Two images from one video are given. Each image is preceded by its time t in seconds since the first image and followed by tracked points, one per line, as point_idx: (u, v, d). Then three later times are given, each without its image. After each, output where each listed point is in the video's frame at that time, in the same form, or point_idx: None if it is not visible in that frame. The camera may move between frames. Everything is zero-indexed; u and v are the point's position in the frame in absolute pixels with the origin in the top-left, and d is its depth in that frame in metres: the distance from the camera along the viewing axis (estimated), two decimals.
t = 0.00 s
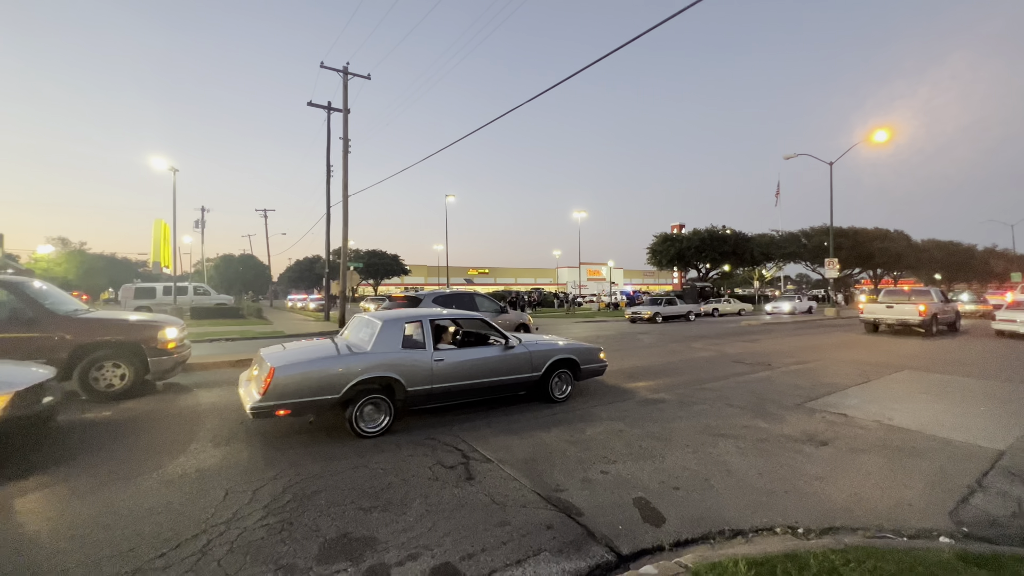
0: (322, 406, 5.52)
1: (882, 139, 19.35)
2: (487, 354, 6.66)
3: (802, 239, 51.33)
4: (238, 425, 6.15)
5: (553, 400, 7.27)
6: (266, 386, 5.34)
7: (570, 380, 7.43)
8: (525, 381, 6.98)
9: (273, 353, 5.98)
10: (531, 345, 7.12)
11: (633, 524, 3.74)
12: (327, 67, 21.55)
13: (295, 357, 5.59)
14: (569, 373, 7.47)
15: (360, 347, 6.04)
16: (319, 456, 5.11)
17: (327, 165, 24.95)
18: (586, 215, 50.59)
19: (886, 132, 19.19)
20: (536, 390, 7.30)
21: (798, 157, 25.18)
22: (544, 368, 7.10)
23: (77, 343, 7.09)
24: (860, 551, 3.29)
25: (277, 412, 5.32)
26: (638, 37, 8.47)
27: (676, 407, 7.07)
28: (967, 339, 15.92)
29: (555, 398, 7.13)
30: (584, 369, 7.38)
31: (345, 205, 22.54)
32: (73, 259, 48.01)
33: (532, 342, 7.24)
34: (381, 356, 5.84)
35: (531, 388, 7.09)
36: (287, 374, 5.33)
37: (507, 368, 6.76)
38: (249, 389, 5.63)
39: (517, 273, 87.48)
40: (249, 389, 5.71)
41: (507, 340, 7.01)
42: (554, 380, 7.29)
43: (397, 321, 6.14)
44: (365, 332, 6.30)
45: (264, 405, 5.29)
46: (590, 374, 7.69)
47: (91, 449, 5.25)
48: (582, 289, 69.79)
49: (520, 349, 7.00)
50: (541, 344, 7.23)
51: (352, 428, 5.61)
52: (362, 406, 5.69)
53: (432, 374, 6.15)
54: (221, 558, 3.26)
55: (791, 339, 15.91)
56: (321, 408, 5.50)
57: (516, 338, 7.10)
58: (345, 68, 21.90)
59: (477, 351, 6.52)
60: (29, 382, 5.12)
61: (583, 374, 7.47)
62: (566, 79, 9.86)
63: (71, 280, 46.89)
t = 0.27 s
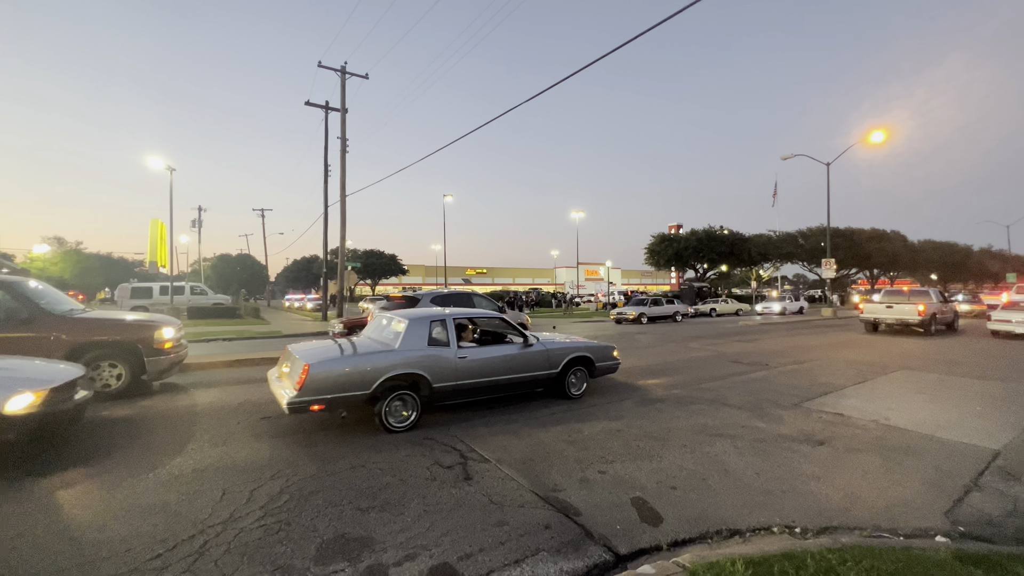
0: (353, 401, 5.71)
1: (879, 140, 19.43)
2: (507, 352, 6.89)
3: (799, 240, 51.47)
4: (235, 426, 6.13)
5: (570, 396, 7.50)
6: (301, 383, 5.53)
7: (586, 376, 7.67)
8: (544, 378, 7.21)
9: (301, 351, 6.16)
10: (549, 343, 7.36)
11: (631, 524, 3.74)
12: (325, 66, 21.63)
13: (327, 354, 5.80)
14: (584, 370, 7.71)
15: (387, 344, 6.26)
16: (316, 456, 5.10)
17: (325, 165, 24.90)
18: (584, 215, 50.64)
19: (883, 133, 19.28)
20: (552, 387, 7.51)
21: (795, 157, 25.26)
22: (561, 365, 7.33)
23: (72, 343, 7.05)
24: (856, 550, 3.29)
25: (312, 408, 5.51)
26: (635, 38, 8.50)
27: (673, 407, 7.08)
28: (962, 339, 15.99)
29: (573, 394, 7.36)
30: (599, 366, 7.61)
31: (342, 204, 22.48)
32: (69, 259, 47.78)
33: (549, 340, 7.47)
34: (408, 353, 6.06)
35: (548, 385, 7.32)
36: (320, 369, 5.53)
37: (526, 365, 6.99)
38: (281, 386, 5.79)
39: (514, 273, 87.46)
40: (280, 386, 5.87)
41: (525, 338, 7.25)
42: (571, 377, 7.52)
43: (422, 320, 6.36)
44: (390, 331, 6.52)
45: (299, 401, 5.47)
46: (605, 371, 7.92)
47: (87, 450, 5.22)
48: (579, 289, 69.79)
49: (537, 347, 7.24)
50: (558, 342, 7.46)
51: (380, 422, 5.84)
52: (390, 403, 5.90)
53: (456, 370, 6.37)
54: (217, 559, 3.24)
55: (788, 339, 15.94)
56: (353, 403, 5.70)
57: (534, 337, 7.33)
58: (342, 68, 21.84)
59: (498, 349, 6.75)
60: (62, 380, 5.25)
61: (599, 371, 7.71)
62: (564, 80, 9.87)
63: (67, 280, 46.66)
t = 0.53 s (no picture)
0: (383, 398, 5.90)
1: (876, 141, 19.48)
2: (527, 350, 7.12)
3: (797, 240, 51.60)
4: (232, 427, 6.11)
5: (587, 392, 7.73)
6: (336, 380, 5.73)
7: (602, 373, 7.89)
8: (562, 375, 7.44)
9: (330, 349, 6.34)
10: (567, 342, 7.59)
11: (630, 524, 3.74)
12: (324, 66, 21.66)
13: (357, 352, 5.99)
14: (601, 368, 7.95)
15: (413, 342, 6.46)
16: (314, 456, 5.09)
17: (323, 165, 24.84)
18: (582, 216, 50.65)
19: (880, 135, 19.34)
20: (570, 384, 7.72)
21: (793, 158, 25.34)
22: (579, 363, 7.54)
23: (69, 343, 7.01)
24: (855, 550, 3.30)
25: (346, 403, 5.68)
26: (634, 38, 8.34)
27: (671, 408, 7.09)
28: (958, 339, 16.07)
29: (590, 390, 7.59)
30: (615, 364, 7.84)
31: (340, 204, 22.45)
32: (66, 259, 47.62)
33: (566, 339, 7.69)
34: (434, 351, 6.27)
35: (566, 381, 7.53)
36: (353, 367, 5.72)
37: (545, 363, 7.21)
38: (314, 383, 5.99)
39: (512, 274, 87.47)
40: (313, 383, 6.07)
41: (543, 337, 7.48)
42: (587, 374, 7.72)
43: (446, 319, 6.57)
44: (414, 330, 6.72)
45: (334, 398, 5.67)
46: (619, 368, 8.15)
47: (83, 450, 5.20)
48: (578, 289, 69.83)
49: (556, 345, 7.47)
50: (575, 340, 7.69)
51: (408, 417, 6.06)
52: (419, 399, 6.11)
53: (480, 368, 6.59)
54: (216, 560, 3.24)
55: (786, 339, 15.97)
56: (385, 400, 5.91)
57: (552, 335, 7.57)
58: (341, 68, 21.81)
59: (519, 347, 6.98)
60: (99, 375, 5.32)
61: (614, 368, 7.94)
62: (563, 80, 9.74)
63: (63, 280, 46.47)
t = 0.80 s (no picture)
0: (413, 394, 6.11)
1: (872, 143, 19.57)
2: (547, 349, 7.36)
3: (793, 241, 51.78)
4: (230, 428, 6.09)
5: (603, 390, 7.99)
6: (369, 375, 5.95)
7: (617, 371, 8.16)
8: (580, 373, 7.69)
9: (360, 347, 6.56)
10: (584, 341, 7.84)
11: (627, 525, 3.74)
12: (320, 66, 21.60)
13: (389, 350, 6.19)
14: (615, 366, 8.23)
15: (440, 341, 6.68)
16: (310, 458, 5.08)
17: (320, 165, 24.81)
18: (579, 217, 50.64)
19: (875, 136, 19.44)
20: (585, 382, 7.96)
21: (789, 159, 25.44)
22: (595, 361, 7.79)
23: (64, 344, 6.97)
24: (851, 550, 3.31)
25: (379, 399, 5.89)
26: (635, 38, 8.37)
27: (668, 408, 7.10)
28: (953, 340, 16.14)
29: (607, 388, 7.85)
30: (629, 362, 8.12)
31: (337, 205, 22.40)
32: (60, 260, 47.34)
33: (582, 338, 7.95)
34: (461, 350, 6.49)
35: (582, 379, 7.78)
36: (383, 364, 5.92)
37: (564, 361, 7.45)
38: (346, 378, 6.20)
39: (510, 275, 87.47)
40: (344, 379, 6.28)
41: (562, 336, 7.74)
42: (602, 372, 7.99)
43: (471, 319, 6.79)
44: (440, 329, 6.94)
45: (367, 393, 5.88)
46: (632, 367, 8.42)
47: (78, 452, 5.17)
48: (575, 290, 69.84)
49: (573, 344, 7.73)
50: (591, 339, 7.95)
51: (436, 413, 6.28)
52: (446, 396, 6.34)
53: (503, 366, 6.83)
54: (211, 563, 3.22)
55: (782, 340, 16.03)
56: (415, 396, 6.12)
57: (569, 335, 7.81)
58: (338, 68, 21.77)
59: (541, 346, 7.22)
60: (133, 375, 5.46)
61: (628, 367, 8.21)
62: (563, 80, 9.77)
63: (59, 281, 46.24)
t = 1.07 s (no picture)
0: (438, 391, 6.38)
1: (861, 146, 19.78)
2: (562, 348, 7.63)
3: (784, 243, 52.19)
4: (221, 432, 6.04)
5: (614, 387, 8.30)
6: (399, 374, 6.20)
7: (627, 369, 8.47)
8: (592, 372, 7.98)
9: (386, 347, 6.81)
10: (596, 341, 8.12)
11: (621, 527, 3.75)
12: (313, 68, 21.48)
13: (415, 350, 6.43)
14: (626, 365, 8.55)
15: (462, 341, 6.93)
16: (302, 461, 5.04)
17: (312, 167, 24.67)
18: (572, 219, 50.68)
19: (864, 140, 19.67)
20: (597, 380, 8.24)
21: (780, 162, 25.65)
22: (606, 360, 8.07)
23: (51, 348, 6.87)
24: (843, 550, 3.33)
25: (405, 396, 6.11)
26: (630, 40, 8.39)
27: (662, 410, 7.12)
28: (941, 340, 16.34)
29: (618, 385, 8.16)
30: (639, 361, 8.45)
31: (329, 208, 22.26)
32: (48, 262, 46.64)
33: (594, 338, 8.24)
34: (482, 350, 6.75)
35: (594, 377, 8.07)
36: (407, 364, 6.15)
37: (577, 361, 7.73)
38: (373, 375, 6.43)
39: (503, 277, 87.43)
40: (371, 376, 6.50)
41: (575, 336, 8.03)
42: (613, 371, 8.28)
43: (491, 319, 7.03)
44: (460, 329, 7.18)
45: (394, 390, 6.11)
46: (640, 366, 8.74)
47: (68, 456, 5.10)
48: (568, 292, 69.90)
49: (585, 344, 8.01)
50: (602, 339, 8.24)
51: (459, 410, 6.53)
52: (468, 393, 6.60)
53: (522, 364, 7.10)
54: (202, 569, 3.18)
55: (774, 341, 16.13)
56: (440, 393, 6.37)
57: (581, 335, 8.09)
58: (330, 70, 21.66)
59: (557, 346, 7.49)
60: (162, 373, 5.58)
61: (637, 365, 8.51)
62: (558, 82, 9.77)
63: (46, 284, 45.58)
